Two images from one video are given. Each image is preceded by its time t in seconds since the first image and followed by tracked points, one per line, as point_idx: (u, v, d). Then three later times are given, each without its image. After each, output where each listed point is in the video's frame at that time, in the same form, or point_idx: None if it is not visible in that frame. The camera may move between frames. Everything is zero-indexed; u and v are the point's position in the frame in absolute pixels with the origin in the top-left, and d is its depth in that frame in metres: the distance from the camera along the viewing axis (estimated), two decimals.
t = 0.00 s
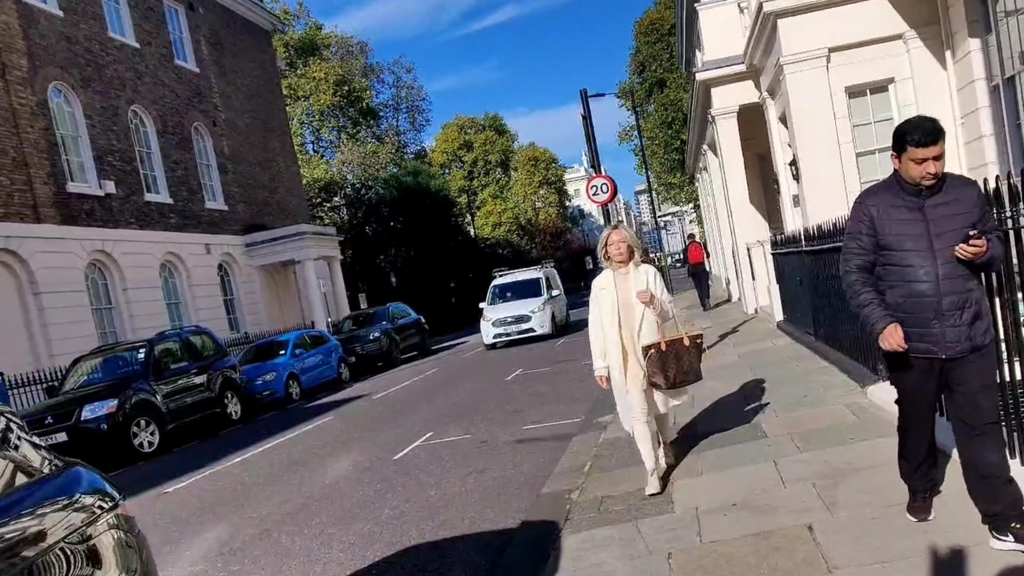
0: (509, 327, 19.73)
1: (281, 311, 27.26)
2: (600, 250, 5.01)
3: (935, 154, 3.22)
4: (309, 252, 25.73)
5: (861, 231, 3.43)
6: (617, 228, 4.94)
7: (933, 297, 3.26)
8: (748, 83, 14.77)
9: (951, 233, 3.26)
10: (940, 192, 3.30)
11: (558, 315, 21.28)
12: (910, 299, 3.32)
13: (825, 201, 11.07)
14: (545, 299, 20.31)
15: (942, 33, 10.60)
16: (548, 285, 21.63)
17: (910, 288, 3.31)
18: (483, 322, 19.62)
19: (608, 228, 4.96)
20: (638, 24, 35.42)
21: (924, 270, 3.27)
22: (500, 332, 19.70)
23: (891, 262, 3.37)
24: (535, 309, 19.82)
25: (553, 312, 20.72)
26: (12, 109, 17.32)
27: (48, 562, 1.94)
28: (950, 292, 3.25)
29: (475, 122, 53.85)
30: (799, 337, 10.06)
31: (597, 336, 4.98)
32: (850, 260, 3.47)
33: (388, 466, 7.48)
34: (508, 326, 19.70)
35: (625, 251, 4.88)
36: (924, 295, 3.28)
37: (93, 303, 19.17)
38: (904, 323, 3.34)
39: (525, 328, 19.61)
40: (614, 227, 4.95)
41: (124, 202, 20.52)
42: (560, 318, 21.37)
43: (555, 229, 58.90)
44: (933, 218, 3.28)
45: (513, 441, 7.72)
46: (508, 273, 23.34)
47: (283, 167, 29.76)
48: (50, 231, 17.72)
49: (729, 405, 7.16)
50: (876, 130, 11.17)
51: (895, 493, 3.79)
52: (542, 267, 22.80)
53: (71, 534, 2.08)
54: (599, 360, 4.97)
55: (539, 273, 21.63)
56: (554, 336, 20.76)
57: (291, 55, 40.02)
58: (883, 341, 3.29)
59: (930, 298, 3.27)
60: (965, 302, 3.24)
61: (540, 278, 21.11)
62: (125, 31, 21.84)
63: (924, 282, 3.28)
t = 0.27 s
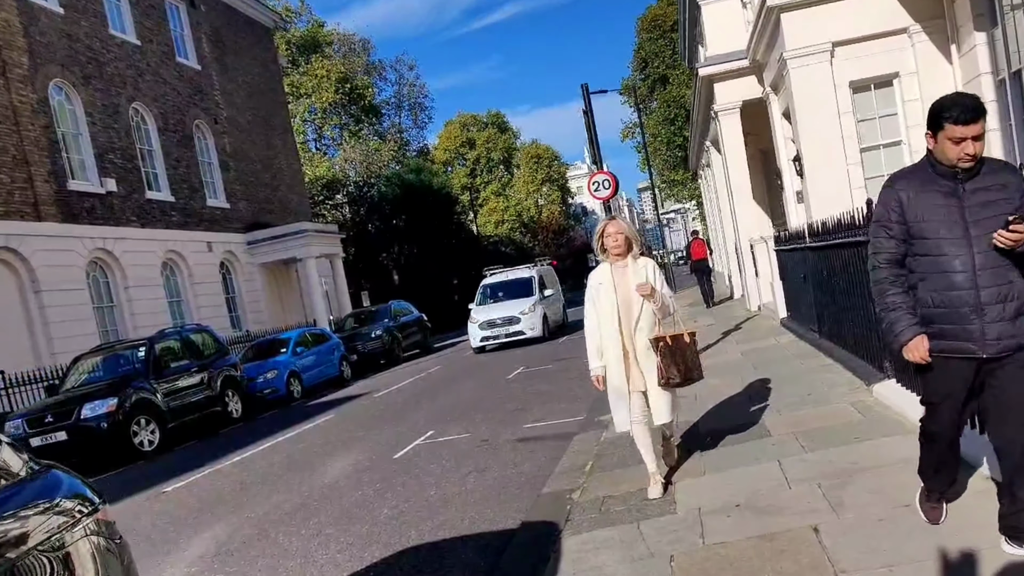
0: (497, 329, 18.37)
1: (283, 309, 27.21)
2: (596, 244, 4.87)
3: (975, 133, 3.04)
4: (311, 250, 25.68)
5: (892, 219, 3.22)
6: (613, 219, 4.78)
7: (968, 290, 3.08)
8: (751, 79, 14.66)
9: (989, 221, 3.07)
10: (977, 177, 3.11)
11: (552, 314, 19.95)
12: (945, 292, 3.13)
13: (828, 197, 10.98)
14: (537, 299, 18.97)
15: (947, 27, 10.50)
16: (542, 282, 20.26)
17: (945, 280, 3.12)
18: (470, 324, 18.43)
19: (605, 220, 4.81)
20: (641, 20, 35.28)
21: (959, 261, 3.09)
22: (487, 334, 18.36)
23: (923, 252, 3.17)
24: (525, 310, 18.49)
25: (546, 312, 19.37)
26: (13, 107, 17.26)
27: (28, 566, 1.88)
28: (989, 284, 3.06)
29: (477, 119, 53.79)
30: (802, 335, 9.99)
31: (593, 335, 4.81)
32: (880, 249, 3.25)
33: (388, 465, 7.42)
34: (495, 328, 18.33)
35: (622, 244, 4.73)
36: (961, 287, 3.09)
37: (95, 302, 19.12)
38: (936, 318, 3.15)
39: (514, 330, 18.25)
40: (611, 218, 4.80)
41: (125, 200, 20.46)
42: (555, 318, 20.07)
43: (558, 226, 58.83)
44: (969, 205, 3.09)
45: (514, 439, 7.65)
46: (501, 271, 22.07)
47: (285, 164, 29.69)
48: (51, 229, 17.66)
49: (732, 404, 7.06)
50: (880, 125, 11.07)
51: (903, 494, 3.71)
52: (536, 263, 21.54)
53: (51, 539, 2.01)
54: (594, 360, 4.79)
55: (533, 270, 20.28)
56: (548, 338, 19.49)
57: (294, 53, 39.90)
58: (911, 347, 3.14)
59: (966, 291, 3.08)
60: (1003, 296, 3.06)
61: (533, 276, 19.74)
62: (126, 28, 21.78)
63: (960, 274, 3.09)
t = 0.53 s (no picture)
0: (480, 336, 17.01)
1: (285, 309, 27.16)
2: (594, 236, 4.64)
3: (1013, 105, 2.78)
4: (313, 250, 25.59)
5: (919, 204, 2.95)
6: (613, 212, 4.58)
7: (1008, 279, 2.78)
8: (755, 75, 14.53)
9: None
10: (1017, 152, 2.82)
11: (542, 318, 18.60)
12: (984, 283, 2.83)
13: (833, 194, 10.85)
14: (524, 302, 17.61)
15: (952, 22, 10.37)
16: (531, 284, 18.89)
17: (982, 269, 2.83)
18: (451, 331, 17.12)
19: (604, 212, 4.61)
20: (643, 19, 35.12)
21: (999, 248, 2.79)
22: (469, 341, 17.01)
23: (956, 238, 2.89)
24: (511, 314, 17.12)
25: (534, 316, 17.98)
26: (12, 107, 17.19)
27: None
28: None
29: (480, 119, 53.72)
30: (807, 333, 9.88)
31: (592, 334, 4.56)
32: (906, 238, 3.00)
33: (388, 467, 7.32)
34: (477, 335, 16.97)
35: (623, 238, 4.54)
36: (1001, 277, 2.79)
37: (96, 302, 19.05)
38: (973, 312, 2.86)
39: (498, 337, 16.88)
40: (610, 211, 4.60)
41: (125, 200, 20.39)
42: (546, 322, 18.73)
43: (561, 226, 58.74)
44: (1008, 185, 2.80)
45: (516, 440, 7.55)
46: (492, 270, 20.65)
47: (286, 164, 29.62)
48: (52, 229, 17.59)
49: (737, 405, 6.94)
50: (885, 122, 10.96)
51: (915, 498, 3.59)
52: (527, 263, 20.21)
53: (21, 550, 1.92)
54: (592, 359, 4.53)
55: (521, 271, 18.91)
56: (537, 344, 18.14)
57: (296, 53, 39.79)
58: (923, 354, 2.94)
59: (1007, 280, 2.79)
60: None
61: (522, 278, 18.40)
62: (126, 28, 21.71)
63: (998, 262, 2.79)
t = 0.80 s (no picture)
0: (460, 344, 15.84)
1: (286, 310, 27.10)
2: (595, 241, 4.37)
3: None
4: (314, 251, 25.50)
5: (951, 210, 2.71)
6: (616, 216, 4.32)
7: None
8: (758, 74, 14.41)
9: None
10: None
11: (530, 324, 17.41)
12: None
13: (838, 194, 10.73)
14: (510, 308, 16.46)
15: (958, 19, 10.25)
16: (518, 288, 17.69)
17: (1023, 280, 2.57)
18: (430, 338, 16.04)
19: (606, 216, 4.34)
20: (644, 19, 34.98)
21: None
22: (449, 351, 15.84)
23: (994, 244, 2.63)
24: (494, 322, 15.96)
25: (521, 323, 16.80)
26: (11, 109, 17.11)
27: None
28: None
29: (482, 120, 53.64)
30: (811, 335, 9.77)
31: (591, 345, 4.27)
32: (936, 246, 2.77)
33: (387, 472, 7.21)
34: (457, 344, 15.79)
35: (626, 244, 4.27)
36: None
37: (96, 305, 18.97)
38: (1012, 328, 2.60)
39: (479, 347, 15.74)
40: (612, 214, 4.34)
41: (125, 202, 20.30)
42: (534, 329, 17.57)
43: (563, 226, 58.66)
44: None
45: (516, 444, 7.44)
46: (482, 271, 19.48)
47: (287, 166, 29.54)
48: (51, 232, 17.50)
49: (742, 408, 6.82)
50: (890, 120, 10.84)
51: (926, 507, 3.48)
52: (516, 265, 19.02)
53: None
54: (592, 371, 4.23)
55: (508, 274, 17.75)
56: (524, 352, 16.96)
57: (297, 54, 39.70)
58: (941, 373, 2.78)
59: None
60: None
61: (508, 282, 17.21)
62: (126, 29, 21.64)
63: None
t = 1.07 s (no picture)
0: (432, 355, 14.34)
1: (287, 311, 27.01)
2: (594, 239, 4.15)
3: None
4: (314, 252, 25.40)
5: (993, 228, 2.53)
6: (616, 211, 4.08)
7: None
8: (760, 73, 14.29)
9: None
10: None
11: (513, 332, 15.95)
12: None
13: (842, 193, 10.58)
14: (489, 315, 14.99)
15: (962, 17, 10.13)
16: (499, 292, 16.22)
17: None
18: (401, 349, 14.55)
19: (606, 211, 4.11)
20: (646, 18, 34.84)
21: None
22: (421, 363, 14.37)
23: None
24: (471, 330, 14.48)
25: (501, 331, 15.31)
26: (10, 110, 17.03)
27: None
28: None
29: (483, 120, 53.55)
30: (816, 337, 9.65)
31: (588, 354, 4.09)
32: (972, 265, 2.61)
33: (385, 476, 7.10)
34: (430, 355, 14.28)
35: (626, 243, 4.03)
36: None
37: (95, 306, 18.87)
38: None
39: (453, 358, 14.17)
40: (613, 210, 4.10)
41: (125, 203, 20.22)
42: (517, 336, 16.11)
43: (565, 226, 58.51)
44: None
45: (517, 448, 7.34)
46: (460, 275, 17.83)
47: (288, 166, 29.45)
48: (50, 233, 17.40)
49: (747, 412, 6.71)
50: (894, 119, 10.72)
51: (936, 517, 3.38)
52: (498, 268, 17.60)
53: None
54: (588, 383, 4.06)
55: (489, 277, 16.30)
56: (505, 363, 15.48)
57: (297, 54, 39.61)
58: (974, 407, 2.65)
59: None
60: None
61: (488, 286, 15.75)
62: (125, 29, 21.57)
63: None
